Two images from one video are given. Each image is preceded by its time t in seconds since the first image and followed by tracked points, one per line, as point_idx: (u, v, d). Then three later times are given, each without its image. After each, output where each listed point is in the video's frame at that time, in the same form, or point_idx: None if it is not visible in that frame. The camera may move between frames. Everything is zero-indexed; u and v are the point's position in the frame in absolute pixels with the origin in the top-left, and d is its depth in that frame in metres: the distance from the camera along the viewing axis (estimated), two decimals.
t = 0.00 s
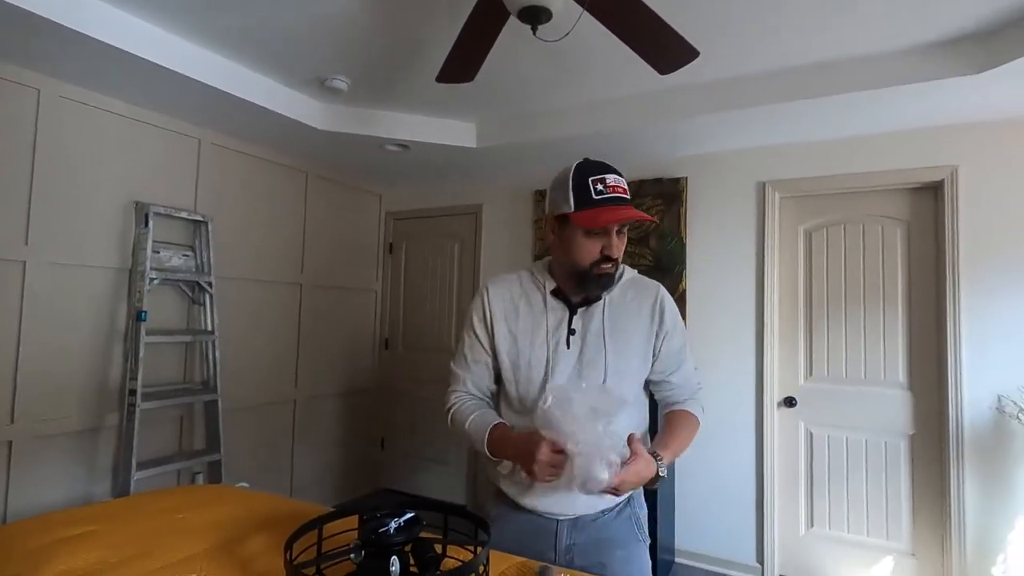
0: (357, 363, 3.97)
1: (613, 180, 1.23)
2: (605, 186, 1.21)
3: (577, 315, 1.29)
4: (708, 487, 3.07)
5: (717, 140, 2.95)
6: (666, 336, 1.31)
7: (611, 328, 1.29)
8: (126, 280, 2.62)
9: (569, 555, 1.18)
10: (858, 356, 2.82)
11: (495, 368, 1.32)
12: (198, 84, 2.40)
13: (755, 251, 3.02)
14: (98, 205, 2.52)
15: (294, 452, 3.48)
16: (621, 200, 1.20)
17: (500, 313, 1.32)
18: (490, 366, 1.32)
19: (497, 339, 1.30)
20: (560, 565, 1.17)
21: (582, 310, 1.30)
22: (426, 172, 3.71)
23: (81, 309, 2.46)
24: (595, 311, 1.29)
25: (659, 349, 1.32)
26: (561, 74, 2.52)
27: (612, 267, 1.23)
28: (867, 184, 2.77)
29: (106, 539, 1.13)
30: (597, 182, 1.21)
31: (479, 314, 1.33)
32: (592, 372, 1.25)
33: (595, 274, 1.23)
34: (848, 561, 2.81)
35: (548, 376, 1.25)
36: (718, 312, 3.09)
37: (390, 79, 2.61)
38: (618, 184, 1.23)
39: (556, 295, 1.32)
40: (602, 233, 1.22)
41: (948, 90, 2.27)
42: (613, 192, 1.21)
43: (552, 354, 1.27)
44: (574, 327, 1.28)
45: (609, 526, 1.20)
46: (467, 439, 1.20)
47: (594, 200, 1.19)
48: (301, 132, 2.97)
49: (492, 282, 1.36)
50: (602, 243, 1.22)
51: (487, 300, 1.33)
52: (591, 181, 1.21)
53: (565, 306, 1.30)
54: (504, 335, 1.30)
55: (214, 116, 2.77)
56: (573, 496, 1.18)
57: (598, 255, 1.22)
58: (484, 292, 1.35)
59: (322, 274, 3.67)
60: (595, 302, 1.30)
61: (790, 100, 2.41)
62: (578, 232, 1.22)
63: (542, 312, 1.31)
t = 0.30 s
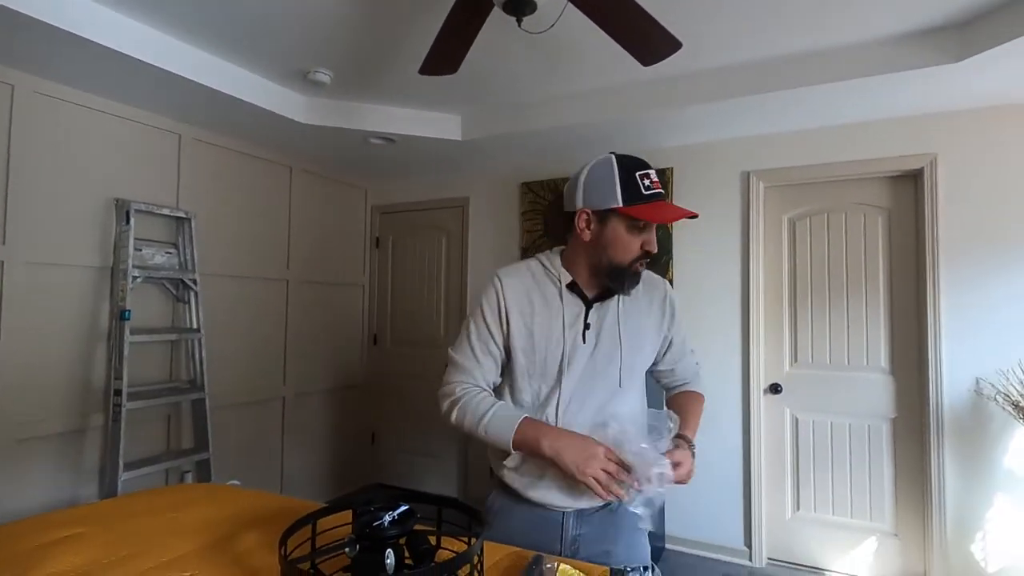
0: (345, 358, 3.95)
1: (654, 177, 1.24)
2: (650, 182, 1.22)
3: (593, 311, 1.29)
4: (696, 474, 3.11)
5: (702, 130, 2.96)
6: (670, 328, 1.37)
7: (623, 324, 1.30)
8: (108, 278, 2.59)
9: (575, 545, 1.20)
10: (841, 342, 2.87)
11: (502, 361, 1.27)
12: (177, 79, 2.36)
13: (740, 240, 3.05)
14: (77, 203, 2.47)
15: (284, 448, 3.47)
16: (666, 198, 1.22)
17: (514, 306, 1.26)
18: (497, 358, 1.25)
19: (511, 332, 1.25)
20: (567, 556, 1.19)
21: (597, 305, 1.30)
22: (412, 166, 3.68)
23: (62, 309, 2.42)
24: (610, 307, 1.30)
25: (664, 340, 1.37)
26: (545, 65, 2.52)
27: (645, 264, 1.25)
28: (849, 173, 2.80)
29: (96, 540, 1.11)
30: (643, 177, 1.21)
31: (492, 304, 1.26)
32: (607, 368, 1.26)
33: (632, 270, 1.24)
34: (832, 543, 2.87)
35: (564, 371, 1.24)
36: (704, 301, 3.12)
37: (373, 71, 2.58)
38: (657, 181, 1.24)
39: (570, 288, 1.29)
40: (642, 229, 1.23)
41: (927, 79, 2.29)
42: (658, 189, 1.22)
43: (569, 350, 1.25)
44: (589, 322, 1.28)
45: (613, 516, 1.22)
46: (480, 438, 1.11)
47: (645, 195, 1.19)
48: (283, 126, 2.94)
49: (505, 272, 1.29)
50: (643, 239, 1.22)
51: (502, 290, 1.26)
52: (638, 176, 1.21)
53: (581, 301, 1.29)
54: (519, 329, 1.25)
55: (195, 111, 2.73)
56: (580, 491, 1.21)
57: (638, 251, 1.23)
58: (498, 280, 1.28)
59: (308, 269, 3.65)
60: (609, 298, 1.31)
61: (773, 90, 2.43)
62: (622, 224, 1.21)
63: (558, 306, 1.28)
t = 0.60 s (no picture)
0: (351, 355, 3.97)
1: (673, 177, 1.18)
2: (662, 182, 1.16)
3: (612, 306, 1.28)
4: (702, 464, 3.12)
5: (704, 120, 2.95)
6: (708, 316, 1.33)
7: (644, 319, 1.29)
8: (113, 280, 2.60)
9: (584, 535, 1.21)
10: (846, 331, 2.87)
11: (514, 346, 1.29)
12: (178, 80, 2.36)
13: (743, 230, 3.04)
14: (81, 206, 2.48)
15: (292, 445, 3.49)
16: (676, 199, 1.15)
17: (533, 294, 1.27)
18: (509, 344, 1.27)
19: (528, 319, 1.26)
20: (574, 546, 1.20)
21: (617, 300, 1.29)
22: (413, 162, 3.68)
23: (68, 312, 2.44)
24: (631, 302, 1.29)
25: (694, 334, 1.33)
26: (545, 58, 2.51)
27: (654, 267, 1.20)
28: (852, 160, 2.79)
29: (111, 539, 1.13)
30: (655, 178, 1.16)
31: (509, 292, 1.27)
32: (626, 363, 1.26)
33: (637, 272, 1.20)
34: (839, 530, 2.88)
35: (581, 365, 1.24)
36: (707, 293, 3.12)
37: (372, 68, 2.58)
38: (676, 182, 1.18)
39: (592, 281, 1.29)
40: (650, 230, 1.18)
41: (929, 64, 2.28)
42: (670, 190, 1.16)
43: (586, 343, 1.25)
44: (609, 316, 1.27)
45: (621, 508, 1.23)
46: (470, 410, 1.11)
47: (648, 195, 1.14)
48: (284, 125, 2.94)
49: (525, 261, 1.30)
50: (647, 241, 1.17)
51: (520, 280, 1.28)
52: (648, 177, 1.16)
53: (601, 296, 1.28)
54: (537, 318, 1.27)
55: (195, 111, 2.73)
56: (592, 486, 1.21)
57: (643, 253, 1.18)
58: (517, 269, 1.29)
59: (312, 267, 3.66)
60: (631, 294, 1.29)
61: (774, 79, 2.42)
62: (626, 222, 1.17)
63: (578, 300, 1.29)
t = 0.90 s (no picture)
0: (352, 352, 3.97)
1: (619, 166, 1.14)
2: (604, 174, 1.15)
3: (601, 300, 1.28)
4: (704, 457, 3.13)
5: (703, 112, 2.94)
6: (697, 319, 1.28)
7: (637, 315, 1.28)
8: (114, 279, 2.60)
9: (586, 530, 1.19)
10: (847, 322, 2.87)
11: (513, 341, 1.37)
12: (175, 77, 2.35)
13: (743, 222, 3.04)
14: (81, 206, 2.48)
15: (294, 442, 3.50)
16: (613, 190, 1.13)
17: (520, 292, 1.34)
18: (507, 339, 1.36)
19: (518, 315, 1.33)
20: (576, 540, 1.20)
21: (607, 294, 1.29)
22: (412, 157, 3.67)
23: (69, 311, 2.44)
24: (621, 297, 1.28)
25: (688, 337, 1.28)
26: (543, 52, 2.50)
27: (612, 260, 1.21)
28: (852, 151, 2.79)
29: (116, 537, 1.13)
30: (598, 169, 1.15)
31: (504, 291, 1.36)
32: (614, 359, 1.26)
33: (596, 264, 1.23)
34: (841, 521, 2.89)
35: (569, 359, 1.26)
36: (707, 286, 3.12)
37: (371, 63, 2.57)
38: (623, 171, 1.14)
39: (578, 278, 1.31)
40: (601, 223, 1.19)
41: (929, 53, 2.27)
42: (610, 181, 1.14)
43: (574, 337, 1.28)
44: (597, 311, 1.28)
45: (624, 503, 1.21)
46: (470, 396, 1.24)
47: (589, 189, 1.15)
48: (282, 121, 2.93)
49: (517, 261, 1.38)
50: (597, 234, 1.20)
51: (511, 279, 1.36)
52: (591, 169, 1.16)
53: (590, 291, 1.29)
54: (526, 313, 1.33)
55: (193, 109, 2.72)
56: (585, 477, 1.21)
57: (595, 245, 1.21)
58: (510, 269, 1.38)
59: (312, 264, 3.65)
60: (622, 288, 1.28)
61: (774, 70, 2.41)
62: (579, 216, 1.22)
63: (567, 295, 1.32)
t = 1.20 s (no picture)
0: (348, 340, 3.97)
1: (572, 155, 1.11)
2: (557, 164, 1.12)
3: (569, 288, 1.27)
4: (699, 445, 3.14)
5: (700, 100, 2.93)
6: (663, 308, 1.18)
7: (602, 303, 1.23)
8: (107, 267, 2.58)
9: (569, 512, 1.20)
10: (842, 311, 2.87)
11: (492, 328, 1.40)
12: (167, 63, 2.32)
13: (740, 211, 3.04)
14: (73, 193, 2.46)
15: (291, 431, 3.50)
16: (568, 181, 1.10)
17: (493, 280, 1.37)
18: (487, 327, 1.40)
19: (490, 303, 1.36)
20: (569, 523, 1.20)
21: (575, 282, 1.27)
22: (407, 145, 3.65)
23: (62, 299, 2.42)
24: (588, 285, 1.25)
25: (654, 329, 1.19)
26: (540, 38, 2.48)
27: (581, 248, 1.20)
28: (849, 140, 2.78)
29: (112, 525, 1.12)
30: (550, 160, 1.13)
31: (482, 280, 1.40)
32: (579, 347, 1.23)
33: (565, 254, 1.22)
34: (833, 508, 2.92)
35: (535, 347, 1.26)
36: (703, 275, 3.12)
37: (366, 49, 2.55)
38: (576, 160, 1.11)
39: (549, 267, 1.31)
40: (563, 214, 1.16)
41: (928, 41, 2.26)
42: (564, 171, 1.11)
43: (540, 325, 1.27)
44: (565, 299, 1.26)
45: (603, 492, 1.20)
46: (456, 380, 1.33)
47: (546, 182, 1.12)
48: (276, 108, 2.91)
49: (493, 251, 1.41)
50: (560, 226, 1.17)
51: (486, 269, 1.39)
52: (545, 160, 1.13)
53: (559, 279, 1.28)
54: (497, 300, 1.35)
55: (186, 95, 2.69)
56: (554, 464, 1.22)
57: (562, 237, 1.19)
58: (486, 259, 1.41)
59: (307, 253, 3.64)
60: (588, 277, 1.26)
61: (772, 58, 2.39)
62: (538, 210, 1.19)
63: (536, 282, 1.31)
